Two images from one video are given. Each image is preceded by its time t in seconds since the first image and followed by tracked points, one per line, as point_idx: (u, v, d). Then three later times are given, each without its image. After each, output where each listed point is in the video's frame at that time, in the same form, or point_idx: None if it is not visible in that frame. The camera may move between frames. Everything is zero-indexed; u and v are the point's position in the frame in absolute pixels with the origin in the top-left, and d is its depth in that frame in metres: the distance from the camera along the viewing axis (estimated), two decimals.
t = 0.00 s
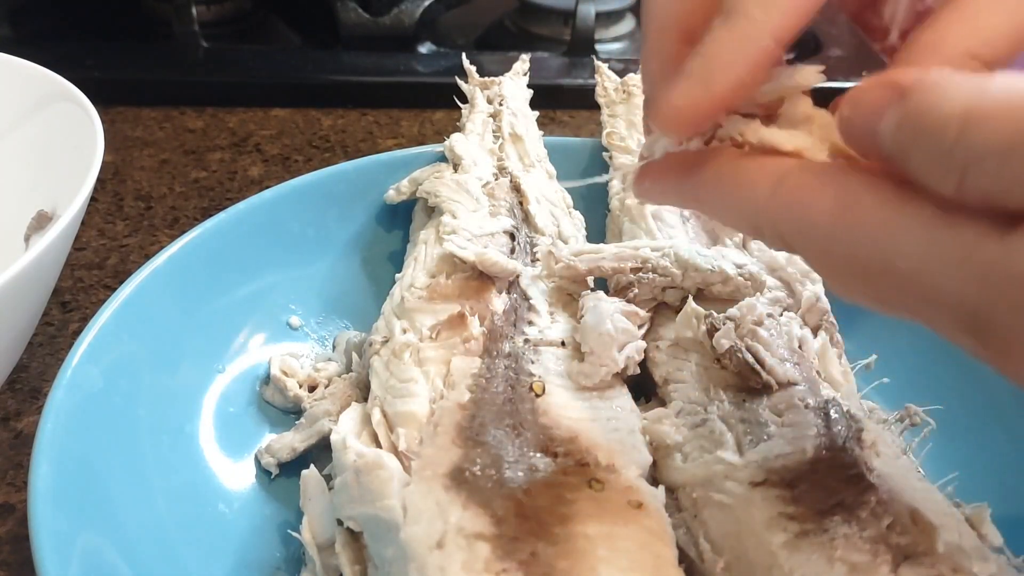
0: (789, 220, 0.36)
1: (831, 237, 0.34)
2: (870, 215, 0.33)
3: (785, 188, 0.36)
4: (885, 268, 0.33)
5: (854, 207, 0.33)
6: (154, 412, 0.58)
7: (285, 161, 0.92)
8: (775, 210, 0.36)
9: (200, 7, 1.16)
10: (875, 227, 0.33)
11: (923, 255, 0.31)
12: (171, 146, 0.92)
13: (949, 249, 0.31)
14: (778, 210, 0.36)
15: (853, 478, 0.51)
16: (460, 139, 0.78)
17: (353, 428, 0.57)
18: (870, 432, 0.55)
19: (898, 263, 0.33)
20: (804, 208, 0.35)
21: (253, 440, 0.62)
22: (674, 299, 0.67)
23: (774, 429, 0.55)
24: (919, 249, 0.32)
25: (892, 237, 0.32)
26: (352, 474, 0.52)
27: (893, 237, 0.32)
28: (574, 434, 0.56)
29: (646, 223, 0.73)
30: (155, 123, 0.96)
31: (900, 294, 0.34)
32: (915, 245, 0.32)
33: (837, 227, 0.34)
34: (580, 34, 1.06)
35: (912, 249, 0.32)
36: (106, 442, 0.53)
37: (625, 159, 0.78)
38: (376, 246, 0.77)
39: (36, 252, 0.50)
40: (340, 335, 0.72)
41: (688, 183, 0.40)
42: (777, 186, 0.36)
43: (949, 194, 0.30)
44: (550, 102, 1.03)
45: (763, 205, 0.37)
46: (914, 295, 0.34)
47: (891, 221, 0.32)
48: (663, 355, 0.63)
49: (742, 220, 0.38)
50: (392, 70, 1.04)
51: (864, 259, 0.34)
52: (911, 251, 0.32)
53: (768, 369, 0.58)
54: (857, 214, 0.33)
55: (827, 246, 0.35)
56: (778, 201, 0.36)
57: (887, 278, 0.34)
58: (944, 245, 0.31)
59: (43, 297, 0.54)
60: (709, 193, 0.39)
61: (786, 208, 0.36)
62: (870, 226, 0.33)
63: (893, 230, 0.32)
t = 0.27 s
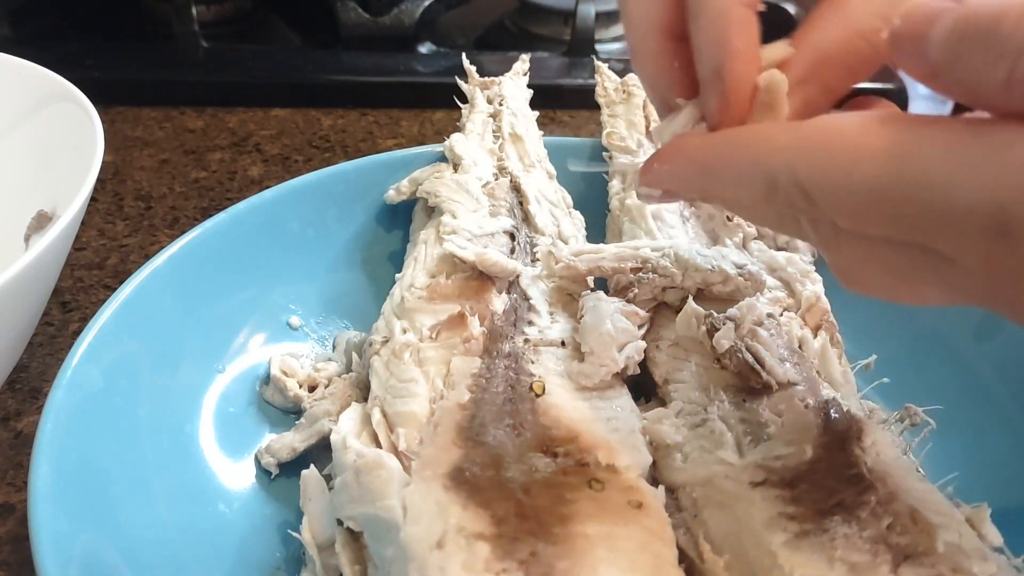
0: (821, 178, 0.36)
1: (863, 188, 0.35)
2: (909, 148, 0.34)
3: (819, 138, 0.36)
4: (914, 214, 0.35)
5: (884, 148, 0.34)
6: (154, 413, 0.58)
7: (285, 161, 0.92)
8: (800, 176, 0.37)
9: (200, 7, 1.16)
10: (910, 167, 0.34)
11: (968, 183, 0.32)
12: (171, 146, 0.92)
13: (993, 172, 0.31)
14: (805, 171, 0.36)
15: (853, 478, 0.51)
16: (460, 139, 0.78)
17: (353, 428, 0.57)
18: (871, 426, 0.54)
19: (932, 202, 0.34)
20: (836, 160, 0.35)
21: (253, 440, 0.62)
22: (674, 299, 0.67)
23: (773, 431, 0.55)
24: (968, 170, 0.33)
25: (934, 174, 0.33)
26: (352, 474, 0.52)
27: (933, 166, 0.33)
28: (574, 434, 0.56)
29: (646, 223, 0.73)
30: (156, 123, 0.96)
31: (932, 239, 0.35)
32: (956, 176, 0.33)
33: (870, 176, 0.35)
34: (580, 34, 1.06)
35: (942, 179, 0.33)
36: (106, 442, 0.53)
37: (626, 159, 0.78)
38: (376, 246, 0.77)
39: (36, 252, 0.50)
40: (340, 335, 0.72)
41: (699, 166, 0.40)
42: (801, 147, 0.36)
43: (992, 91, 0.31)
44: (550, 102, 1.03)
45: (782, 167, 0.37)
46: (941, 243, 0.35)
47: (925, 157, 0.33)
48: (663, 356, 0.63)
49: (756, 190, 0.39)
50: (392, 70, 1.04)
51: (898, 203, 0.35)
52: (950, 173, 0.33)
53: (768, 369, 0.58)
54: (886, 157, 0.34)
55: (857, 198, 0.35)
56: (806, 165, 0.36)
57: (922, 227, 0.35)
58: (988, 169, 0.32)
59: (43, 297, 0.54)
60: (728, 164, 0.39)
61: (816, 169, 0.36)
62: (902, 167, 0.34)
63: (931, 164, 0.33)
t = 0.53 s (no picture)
0: (827, 174, 0.33)
1: (869, 199, 0.32)
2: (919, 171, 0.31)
3: (834, 133, 0.33)
4: (918, 239, 0.32)
5: (897, 160, 0.31)
6: (154, 412, 0.58)
7: (285, 161, 0.92)
8: (806, 166, 0.34)
9: (200, 7, 1.16)
10: (927, 187, 0.31)
11: (985, 233, 0.30)
12: (171, 146, 0.92)
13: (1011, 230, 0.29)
14: (810, 163, 0.34)
15: (854, 478, 0.51)
16: (460, 139, 0.78)
17: (354, 428, 0.57)
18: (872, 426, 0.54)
19: (934, 229, 0.31)
20: (852, 164, 0.32)
21: (253, 440, 0.62)
22: (674, 299, 0.66)
23: (774, 431, 0.55)
24: (989, 206, 0.30)
25: (941, 202, 0.31)
26: (352, 474, 0.52)
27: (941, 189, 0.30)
28: (574, 434, 0.56)
29: (646, 223, 0.73)
30: (156, 123, 0.96)
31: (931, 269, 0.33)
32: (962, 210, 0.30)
33: (879, 189, 0.32)
34: (580, 35, 1.06)
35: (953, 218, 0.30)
36: (106, 442, 0.53)
37: (626, 159, 0.79)
38: (376, 246, 0.77)
39: (36, 252, 0.50)
40: (340, 335, 0.72)
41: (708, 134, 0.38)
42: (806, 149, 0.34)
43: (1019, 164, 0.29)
44: (550, 102, 1.03)
45: (794, 154, 0.34)
46: (942, 275, 0.33)
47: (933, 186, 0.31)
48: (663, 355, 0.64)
49: (758, 171, 0.37)
50: (392, 70, 1.04)
51: (904, 224, 0.32)
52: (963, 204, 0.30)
53: (769, 370, 0.58)
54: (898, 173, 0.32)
55: (862, 208, 0.33)
56: (808, 158, 0.34)
57: (922, 250, 0.33)
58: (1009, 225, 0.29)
59: (43, 297, 0.54)
60: (732, 144, 0.37)
61: (823, 170, 0.34)
62: (918, 187, 0.31)
63: (944, 182, 0.30)
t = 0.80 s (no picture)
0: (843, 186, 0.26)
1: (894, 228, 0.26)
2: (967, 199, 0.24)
3: (858, 144, 0.26)
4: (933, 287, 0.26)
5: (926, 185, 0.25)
6: (154, 412, 0.58)
7: (285, 161, 0.92)
8: (822, 174, 0.27)
9: (200, 7, 1.16)
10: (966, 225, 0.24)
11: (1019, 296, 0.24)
12: (171, 146, 0.92)
13: None
14: (828, 171, 0.26)
15: (854, 479, 0.51)
16: (460, 139, 0.78)
17: (354, 429, 0.57)
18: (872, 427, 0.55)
19: (960, 272, 0.25)
20: (877, 180, 0.25)
21: (253, 440, 0.62)
22: (674, 299, 0.66)
23: (773, 430, 0.55)
24: None
25: (976, 240, 0.24)
26: (352, 474, 0.53)
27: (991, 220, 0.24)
28: (574, 434, 0.56)
29: (646, 223, 0.73)
30: (156, 123, 0.96)
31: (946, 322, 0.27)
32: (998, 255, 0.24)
33: (896, 214, 0.25)
34: (580, 34, 1.06)
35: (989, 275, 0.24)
36: (106, 442, 0.53)
37: (625, 159, 0.79)
38: (376, 246, 0.77)
39: (36, 251, 0.50)
40: (340, 335, 0.72)
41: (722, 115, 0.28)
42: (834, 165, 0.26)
43: None
44: (550, 102, 1.03)
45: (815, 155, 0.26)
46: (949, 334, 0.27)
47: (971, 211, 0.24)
48: (663, 354, 0.63)
49: (769, 177, 0.28)
50: (392, 70, 1.04)
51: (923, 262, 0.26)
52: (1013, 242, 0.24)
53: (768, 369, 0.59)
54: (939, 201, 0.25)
55: (876, 233, 0.26)
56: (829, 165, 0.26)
57: (935, 302, 0.26)
58: None
59: (43, 297, 0.54)
60: (749, 143, 0.28)
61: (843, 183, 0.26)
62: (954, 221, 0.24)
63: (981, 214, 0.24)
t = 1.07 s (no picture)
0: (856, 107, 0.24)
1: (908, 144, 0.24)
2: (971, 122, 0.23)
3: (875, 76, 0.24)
4: (958, 213, 0.24)
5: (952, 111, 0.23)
6: (154, 412, 0.58)
7: (285, 161, 0.92)
8: (835, 100, 0.24)
9: (200, 7, 1.16)
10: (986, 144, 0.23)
11: None
12: (171, 146, 0.92)
13: None
14: (841, 100, 0.24)
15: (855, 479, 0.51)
16: (460, 139, 0.78)
17: (354, 429, 0.57)
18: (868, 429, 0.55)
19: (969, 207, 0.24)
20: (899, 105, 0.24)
21: (253, 440, 0.62)
22: (674, 299, 0.66)
23: (774, 432, 0.56)
24: None
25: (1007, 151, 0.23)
26: (352, 474, 0.53)
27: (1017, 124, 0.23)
28: (574, 434, 0.56)
29: (646, 223, 0.73)
30: (155, 123, 0.96)
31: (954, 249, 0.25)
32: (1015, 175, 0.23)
33: (927, 135, 0.23)
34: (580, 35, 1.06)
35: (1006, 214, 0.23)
36: (106, 442, 0.53)
37: (625, 159, 0.79)
38: (376, 246, 0.77)
39: (36, 251, 0.50)
40: (340, 335, 0.72)
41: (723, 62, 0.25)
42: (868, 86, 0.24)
43: None
44: (550, 102, 1.03)
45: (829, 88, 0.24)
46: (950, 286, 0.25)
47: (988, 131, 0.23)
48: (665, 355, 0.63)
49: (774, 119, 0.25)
50: (392, 70, 1.04)
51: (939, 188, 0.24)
52: None
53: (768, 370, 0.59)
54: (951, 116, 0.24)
55: (894, 155, 0.24)
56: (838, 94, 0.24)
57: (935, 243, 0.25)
58: None
59: (43, 297, 0.54)
60: (740, 95, 0.25)
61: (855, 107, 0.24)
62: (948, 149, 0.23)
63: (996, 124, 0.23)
